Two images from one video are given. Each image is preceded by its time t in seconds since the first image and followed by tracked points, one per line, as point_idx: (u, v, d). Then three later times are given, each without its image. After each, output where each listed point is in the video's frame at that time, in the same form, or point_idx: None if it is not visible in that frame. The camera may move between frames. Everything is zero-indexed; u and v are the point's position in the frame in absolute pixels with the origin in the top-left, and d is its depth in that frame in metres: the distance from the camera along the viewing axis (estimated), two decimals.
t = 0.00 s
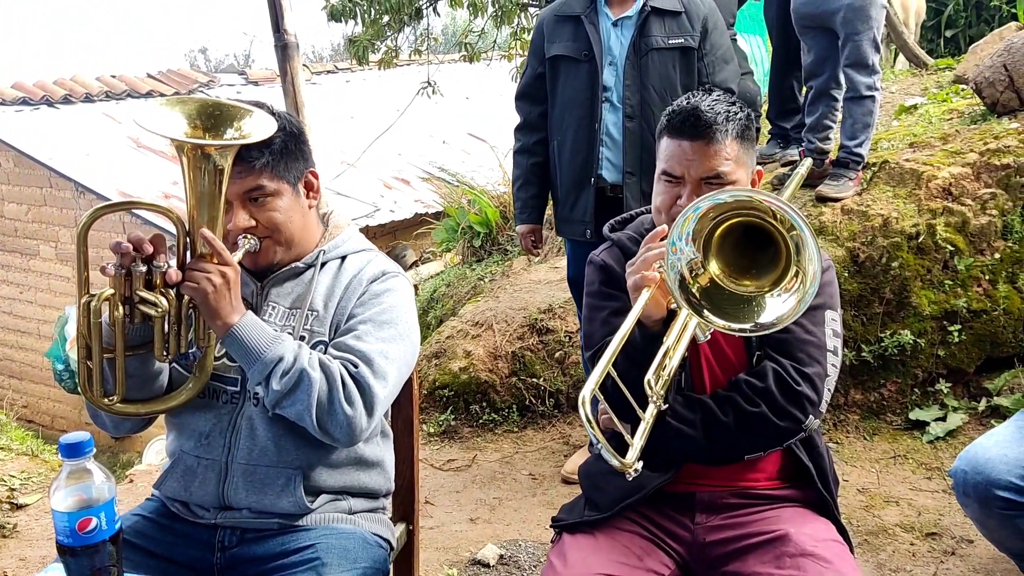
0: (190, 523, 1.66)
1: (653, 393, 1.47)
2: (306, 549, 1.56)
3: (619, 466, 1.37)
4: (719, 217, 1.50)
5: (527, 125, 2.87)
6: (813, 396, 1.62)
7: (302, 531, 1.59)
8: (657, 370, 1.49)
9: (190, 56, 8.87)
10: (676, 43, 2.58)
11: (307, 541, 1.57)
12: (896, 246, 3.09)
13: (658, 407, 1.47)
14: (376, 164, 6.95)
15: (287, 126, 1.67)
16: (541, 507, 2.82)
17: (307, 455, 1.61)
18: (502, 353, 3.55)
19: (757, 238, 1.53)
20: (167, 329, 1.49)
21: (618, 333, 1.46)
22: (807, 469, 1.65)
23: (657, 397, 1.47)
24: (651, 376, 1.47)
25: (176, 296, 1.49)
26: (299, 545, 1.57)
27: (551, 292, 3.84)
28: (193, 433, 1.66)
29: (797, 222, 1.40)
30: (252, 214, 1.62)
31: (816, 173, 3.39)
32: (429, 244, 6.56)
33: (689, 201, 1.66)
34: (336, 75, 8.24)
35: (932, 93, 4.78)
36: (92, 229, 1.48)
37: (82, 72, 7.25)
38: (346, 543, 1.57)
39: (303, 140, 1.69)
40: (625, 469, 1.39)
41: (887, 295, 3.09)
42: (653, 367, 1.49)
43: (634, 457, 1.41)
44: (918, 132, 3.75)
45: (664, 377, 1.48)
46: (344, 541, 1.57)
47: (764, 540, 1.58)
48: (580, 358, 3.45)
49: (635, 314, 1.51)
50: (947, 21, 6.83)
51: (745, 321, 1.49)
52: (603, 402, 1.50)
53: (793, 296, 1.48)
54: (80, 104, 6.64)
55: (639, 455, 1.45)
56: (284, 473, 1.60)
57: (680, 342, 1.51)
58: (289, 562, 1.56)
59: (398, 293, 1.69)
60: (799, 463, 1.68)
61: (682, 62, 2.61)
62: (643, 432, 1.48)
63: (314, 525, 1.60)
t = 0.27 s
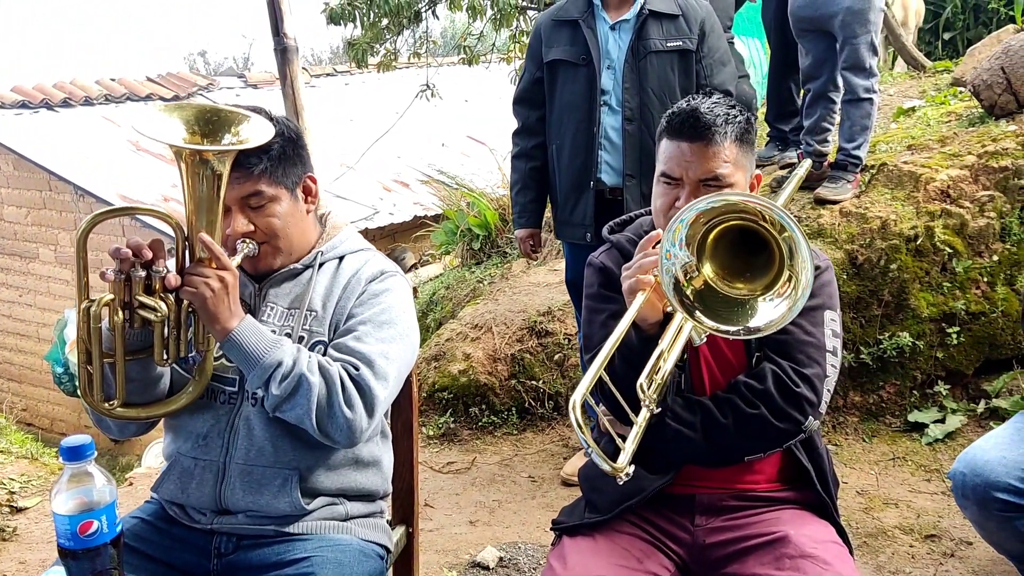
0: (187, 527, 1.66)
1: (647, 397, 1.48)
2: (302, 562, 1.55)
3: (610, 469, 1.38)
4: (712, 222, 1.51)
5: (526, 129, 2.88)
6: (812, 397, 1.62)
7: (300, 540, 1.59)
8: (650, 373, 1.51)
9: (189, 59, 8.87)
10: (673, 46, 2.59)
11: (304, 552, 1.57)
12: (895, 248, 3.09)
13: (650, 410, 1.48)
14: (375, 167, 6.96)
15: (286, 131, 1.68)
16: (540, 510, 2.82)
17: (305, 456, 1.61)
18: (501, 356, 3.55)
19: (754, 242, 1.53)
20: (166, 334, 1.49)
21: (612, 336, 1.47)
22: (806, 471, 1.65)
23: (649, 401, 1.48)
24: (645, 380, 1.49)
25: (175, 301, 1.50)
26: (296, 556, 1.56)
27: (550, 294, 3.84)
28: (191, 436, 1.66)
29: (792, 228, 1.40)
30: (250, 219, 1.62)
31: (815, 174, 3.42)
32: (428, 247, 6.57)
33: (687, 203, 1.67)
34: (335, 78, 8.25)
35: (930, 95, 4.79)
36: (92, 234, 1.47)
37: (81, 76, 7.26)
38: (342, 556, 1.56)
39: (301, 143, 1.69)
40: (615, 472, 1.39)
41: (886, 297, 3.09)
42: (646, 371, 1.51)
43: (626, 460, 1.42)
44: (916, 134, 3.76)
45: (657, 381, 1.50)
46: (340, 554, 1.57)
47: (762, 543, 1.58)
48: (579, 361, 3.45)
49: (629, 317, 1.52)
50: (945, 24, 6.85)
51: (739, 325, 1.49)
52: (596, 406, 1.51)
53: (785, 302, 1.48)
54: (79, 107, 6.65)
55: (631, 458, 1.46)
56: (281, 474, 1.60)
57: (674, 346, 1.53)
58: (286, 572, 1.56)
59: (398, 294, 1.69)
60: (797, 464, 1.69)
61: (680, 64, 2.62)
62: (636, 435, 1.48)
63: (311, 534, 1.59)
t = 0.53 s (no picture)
0: (189, 528, 1.66)
1: (645, 403, 1.49)
2: (305, 563, 1.56)
3: (609, 476, 1.38)
4: (708, 228, 1.52)
5: (530, 130, 2.88)
6: (810, 400, 1.62)
7: (302, 542, 1.59)
8: (648, 379, 1.51)
9: (189, 62, 8.89)
10: (680, 48, 2.59)
11: (306, 553, 1.57)
12: (895, 249, 3.09)
13: (649, 415, 1.49)
14: (375, 169, 6.96)
15: (285, 131, 1.68)
16: (541, 512, 2.82)
17: (304, 457, 1.61)
18: (501, 357, 3.55)
19: (750, 246, 1.54)
20: (165, 330, 1.50)
21: (612, 340, 1.47)
22: (807, 473, 1.65)
23: (648, 407, 1.49)
24: (644, 386, 1.50)
25: (173, 297, 1.50)
26: (298, 558, 1.57)
27: (550, 296, 3.84)
28: (191, 436, 1.66)
29: (788, 232, 1.41)
30: (250, 217, 1.63)
31: (815, 176, 3.43)
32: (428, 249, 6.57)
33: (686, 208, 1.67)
34: (334, 80, 8.27)
35: (930, 97, 4.79)
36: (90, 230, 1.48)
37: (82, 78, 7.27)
38: (345, 558, 1.57)
39: (301, 143, 1.69)
40: (614, 478, 1.40)
41: (886, 299, 3.09)
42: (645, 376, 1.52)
43: (624, 466, 1.42)
44: (916, 136, 3.76)
45: (655, 387, 1.51)
46: (343, 556, 1.57)
47: (763, 545, 1.58)
48: (579, 362, 3.45)
49: (627, 322, 1.52)
50: (944, 26, 6.86)
51: (733, 329, 1.49)
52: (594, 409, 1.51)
53: (782, 307, 1.49)
54: (79, 109, 6.65)
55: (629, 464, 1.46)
56: (282, 474, 1.60)
57: (673, 351, 1.54)
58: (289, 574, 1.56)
59: (396, 295, 1.69)
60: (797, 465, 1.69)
61: (687, 67, 2.62)
62: (634, 440, 1.49)
63: (313, 536, 1.60)
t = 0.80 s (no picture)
0: (190, 529, 1.66)
1: (641, 405, 1.49)
2: (306, 562, 1.56)
3: (603, 479, 1.38)
4: (703, 231, 1.52)
5: (544, 128, 2.88)
6: (811, 401, 1.62)
7: (303, 541, 1.59)
8: (643, 382, 1.51)
9: (189, 63, 8.89)
10: (695, 47, 2.60)
11: (307, 553, 1.57)
12: (895, 250, 3.09)
13: (644, 419, 1.48)
14: (375, 170, 6.96)
15: (285, 131, 1.68)
16: (541, 512, 2.82)
17: (304, 457, 1.61)
18: (502, 358, 3.55)
19: (749, 249, 1.54)
20: (165, 329, 1.50)
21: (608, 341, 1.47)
22: (808, 473, 1.65)
23: (643, 410, 1.48)
24: (639, 389, 1.49)
25: (174, 295, 1.50)
26: (300, 557, 1.56)
27: (551, 297, 3.84)
28: (191, 437, 1.66)
29: (785, 234, 1.41)
30: (250, 217, 1.62)
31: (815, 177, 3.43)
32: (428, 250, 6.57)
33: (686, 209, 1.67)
34: (334, 82, 8.28)
35: (930, 98, 4.79)
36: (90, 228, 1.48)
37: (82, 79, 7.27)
38: (346, 558, 1.56)
39: (301, 142, 1.69)
40: (608, 482, 1.39)
41: (886, 299, 3.09)
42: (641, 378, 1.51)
43: (618, 470, 1.41)
44: (916, 136, 3.76)
45: (650, 390, 1.51)
46: (344, 556, 1.57)
47: (765, 545, 1.58)
48: (579, 362, 3.45)
49: (625, 324, 1.52)
50: (944, 27, 6.86)
51: (728, 331, 1.49)
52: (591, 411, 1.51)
53: (777, 311, 1.49)
54: (79, 110, 6.66)
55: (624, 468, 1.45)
56: (283, 474, 1.60)
57: (670, 352, 1.53)
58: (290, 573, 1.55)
59: (397, 295, 1.69)
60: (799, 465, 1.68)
61: (702, 66, 2.62)
62: (629, 444, 1.48)
63: (314, 535, 1.59)
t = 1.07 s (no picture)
0: (189, 530, 1.66)
1: (637, 411, 1.49)
2: (306, 562, 1.56)
3: (600, 486, 1.37)
4: (699, 237, 1.53)
5: (556, 126, 2.89)
6: (809, 403, 1.62)
7: (301, 541, 1.59)
8: (641, 387, 1.51)
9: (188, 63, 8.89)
10: (707, 47, 2.59)
11: (306, 553, 1.57)
12: (893, 250, 3.10)
13: (641, 425, 1.49)
14: (374, 171, 6.96)
15: (283, 131, 1.68)
16: (540, 512, 2.83)
17: (303, 458, 1.61)
18: (500, 358, 3.55)
19: (747, 253, 1.54)
20: (165, 331, 1.50)
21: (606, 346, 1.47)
22: (806, 474, 1.65)
23: (641, 416, 1.48)
24: (636, 395, 1.49)
25: (174, 297, 1.50)
26: (299, 557, 1.57)
27: (549, 297, 3.84)
28: (190, 438, 1.67)
29: (783, 241, 1.42)
30: (249, 218, 1.62)
31: (814, 177, 3.44)
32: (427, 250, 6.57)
33: (685, 211, 1.67)
34: (333, 82, 8.28)
35: (928, 98, 4.80)
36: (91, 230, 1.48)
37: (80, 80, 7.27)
38: (345, 557, 1.57)
39: (298, 143, 1.70)
40: (604, 488, 1.38)
41: (884, 299, 3.10)
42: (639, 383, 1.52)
43: (615, 476, 1.41)
44: (914, 136, 3.77)
45: (648, 395, 1.51)
46: (344, 555, 1.57)
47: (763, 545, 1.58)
48: (578, 362, 3.45)
49: (623, 328, 1.52)
50: (942, 27, 6.87)
51: (726, 335, 1.50)
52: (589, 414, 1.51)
53: (774, 317, 1.49)
54: (77, 111, 6.66)
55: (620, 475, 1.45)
56: (282, 475, 1.60)
57: (668, 356, 1.54)
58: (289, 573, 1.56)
59: (396, 295, 1.69)
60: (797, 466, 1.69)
61: (714, 66, 2.61)
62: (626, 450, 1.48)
63: (313, 535, 1.60)
